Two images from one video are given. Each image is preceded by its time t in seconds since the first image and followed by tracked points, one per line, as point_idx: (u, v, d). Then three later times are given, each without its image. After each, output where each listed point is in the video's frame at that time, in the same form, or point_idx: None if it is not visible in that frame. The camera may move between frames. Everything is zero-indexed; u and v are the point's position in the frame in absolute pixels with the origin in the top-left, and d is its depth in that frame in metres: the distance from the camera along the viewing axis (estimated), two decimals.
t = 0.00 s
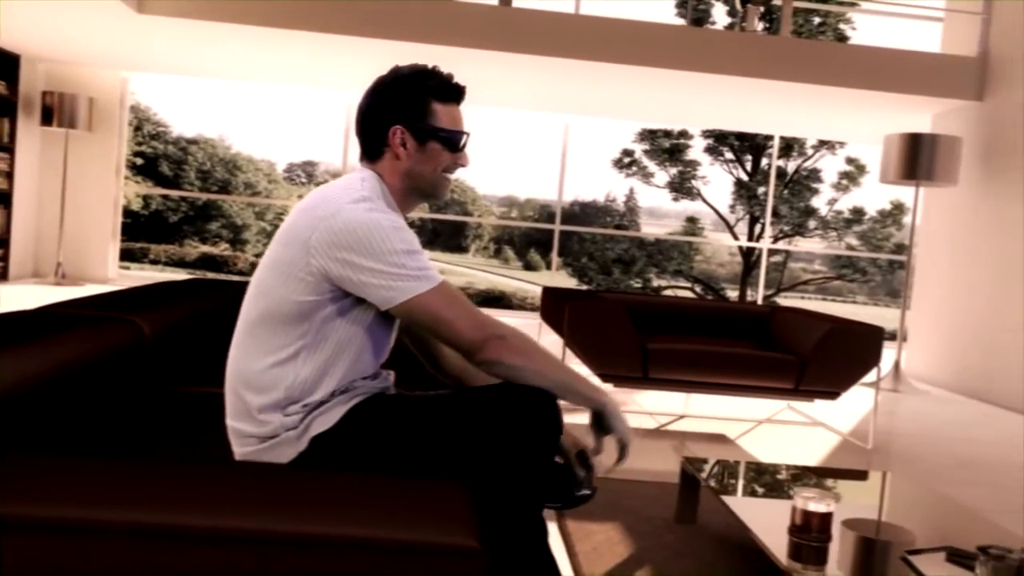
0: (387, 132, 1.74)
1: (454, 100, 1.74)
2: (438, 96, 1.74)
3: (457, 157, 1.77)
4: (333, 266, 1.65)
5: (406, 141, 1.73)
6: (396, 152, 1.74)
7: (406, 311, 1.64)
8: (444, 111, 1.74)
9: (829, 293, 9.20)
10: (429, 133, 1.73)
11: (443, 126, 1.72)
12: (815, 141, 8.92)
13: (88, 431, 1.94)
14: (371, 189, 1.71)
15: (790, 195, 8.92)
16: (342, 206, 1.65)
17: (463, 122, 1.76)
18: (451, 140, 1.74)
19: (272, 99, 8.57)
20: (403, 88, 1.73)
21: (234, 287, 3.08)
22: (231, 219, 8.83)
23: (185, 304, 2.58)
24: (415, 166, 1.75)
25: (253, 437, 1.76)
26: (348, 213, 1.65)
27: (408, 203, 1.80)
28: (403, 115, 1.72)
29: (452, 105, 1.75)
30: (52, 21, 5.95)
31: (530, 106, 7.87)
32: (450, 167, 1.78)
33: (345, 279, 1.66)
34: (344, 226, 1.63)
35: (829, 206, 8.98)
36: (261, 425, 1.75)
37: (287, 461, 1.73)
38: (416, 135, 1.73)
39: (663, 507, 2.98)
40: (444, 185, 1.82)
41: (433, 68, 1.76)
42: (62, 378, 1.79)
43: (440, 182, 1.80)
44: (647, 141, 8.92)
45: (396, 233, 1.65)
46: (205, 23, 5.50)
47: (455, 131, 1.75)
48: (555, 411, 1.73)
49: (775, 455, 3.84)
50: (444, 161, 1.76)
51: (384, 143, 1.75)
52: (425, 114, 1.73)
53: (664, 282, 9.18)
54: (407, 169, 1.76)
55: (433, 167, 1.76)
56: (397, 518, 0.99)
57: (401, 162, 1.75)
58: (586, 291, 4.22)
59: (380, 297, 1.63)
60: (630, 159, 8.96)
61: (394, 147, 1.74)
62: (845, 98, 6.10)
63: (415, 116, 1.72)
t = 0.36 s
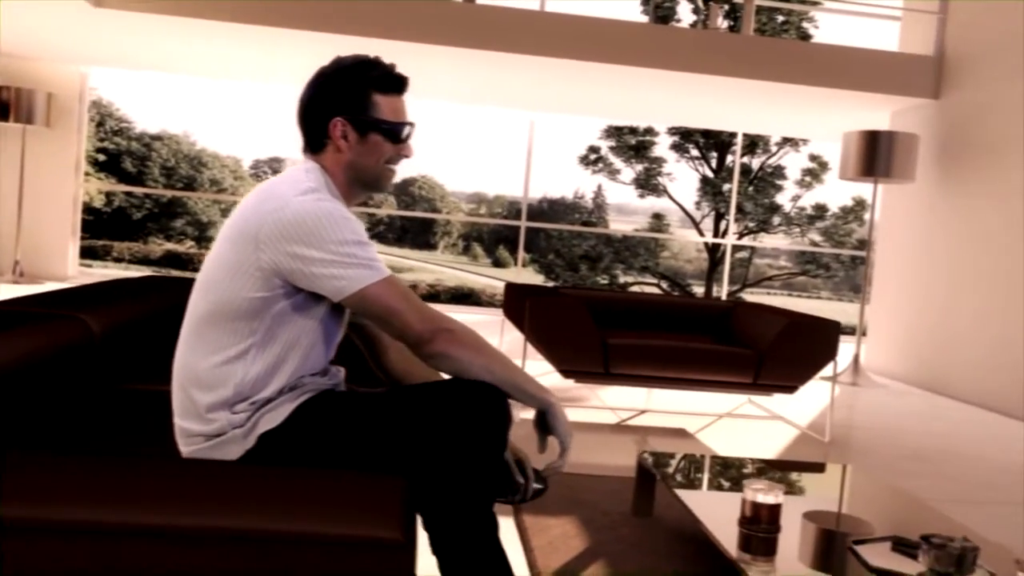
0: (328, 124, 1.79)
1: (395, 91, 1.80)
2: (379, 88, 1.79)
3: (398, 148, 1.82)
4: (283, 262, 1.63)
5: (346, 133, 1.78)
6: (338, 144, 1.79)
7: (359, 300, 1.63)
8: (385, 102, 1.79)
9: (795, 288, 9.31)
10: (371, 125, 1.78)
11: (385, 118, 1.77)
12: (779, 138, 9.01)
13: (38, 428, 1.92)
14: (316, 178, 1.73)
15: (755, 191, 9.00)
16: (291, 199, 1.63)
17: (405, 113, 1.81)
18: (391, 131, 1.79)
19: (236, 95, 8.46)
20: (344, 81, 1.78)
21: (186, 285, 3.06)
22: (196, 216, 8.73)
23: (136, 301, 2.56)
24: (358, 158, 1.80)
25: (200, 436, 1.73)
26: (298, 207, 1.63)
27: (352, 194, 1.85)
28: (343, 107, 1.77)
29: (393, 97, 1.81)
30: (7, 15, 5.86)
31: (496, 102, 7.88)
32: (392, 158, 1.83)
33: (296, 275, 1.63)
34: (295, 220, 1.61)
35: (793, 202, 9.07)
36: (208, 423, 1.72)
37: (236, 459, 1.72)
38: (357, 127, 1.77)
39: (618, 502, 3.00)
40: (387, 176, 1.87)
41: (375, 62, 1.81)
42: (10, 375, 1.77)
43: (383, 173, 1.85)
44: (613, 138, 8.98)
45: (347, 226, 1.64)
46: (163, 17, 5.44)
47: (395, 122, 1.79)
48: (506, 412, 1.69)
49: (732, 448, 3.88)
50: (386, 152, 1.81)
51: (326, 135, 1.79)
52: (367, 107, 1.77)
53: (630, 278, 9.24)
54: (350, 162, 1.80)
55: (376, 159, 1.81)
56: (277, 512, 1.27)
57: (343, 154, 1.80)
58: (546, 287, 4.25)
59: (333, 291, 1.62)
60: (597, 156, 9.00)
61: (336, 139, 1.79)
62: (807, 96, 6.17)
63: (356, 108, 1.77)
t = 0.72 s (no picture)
0: (265, 116, 1.85)
1: (333, 83, 1.86)
2: (316, 79, 1.86)
3: (335, 139, 1.89)
4: (219, 255, 1.66)
5: (283, 124, 1.85)
6: (276, 136, 1.86)
7: (296, 293, 1.67)
8: (323, 91, 1.86)
9: (762, 284, 9.40)
10: (308, 117, 1.84)
11: (322, 109, 1.84)
12: (745, 135, 9.09)
13: None
14: (252, 172, 1.79)
15: (721, 188, 9.07)
16: (226, 193, 1.68)
17: (341, 104, 1.88)
18: (328, 122, 1.86)
19: (201, 91, 8.39)
20: (282, 72, 1.84)
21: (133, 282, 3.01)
22: (161, 214, 8.61)
23: (83, 299, 2.50)
24: (295, 150, 1.87)
25: (143, 432, 1.75)
26: (232, 200, 1.67)
27: (291, 185, 1.92)
28: (280, 99, 1.83)
29: (330, 89, 1.87)
30: None
31: (463, 99, 7.88)
32: (329, 150, 1.90)
33: (232, 268, 1.67)
34: (229, 214, 1.66)
35: (757, 199, 9.15)
36: (151, 420, 1.73)
37: (180, 455, 1.73)
38: (295, 119, 1.84)
39: (576, 496, 3.02)
40: (325, 168, 1.94)
41: (312, 54, 1.88)
42: None
43: (321, 165, 1.92)
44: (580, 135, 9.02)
45: (283, 218, 1.69)
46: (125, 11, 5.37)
47: (332, 112, 1.86)
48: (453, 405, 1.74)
49: (693, 442, 3.92)
50: (323, 143, 1.88)
51: (263, 128, 1.86)
52: (304, 99, 1.84)
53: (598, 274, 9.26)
54: (288, 154, 1.87)
55: (314, 151, 1.88)
56: (231, 509, 1.22)
57: (281, 146, 1.86)
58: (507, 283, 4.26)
59: (270, 283, 1.65)
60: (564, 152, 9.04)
61: (273, 131, 1.85)
62: (771, 93, 6.21)
63: (292, 99, 1.83)
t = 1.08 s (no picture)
0: (215, 111, 1.83)
1: (284, 79, 1.85)
2: (268, 75, 1.84)
3: (285, 136, 1.88)
4: (164, 251, 1.65)
5: (233, 120, 1.83)
6: (226, 132, 1.84)
7: (242, 289, 1.65)
8: (274, 88, 1.85)
9: (727, 282, 9.46)
10: (259, 113, 1.83)
11: (273, 106, 1.82)
12: (709, 134, 9.16)
13: None
14: (200, 167, 1.77)
15: (685, 186, 9.14)
16: (172, 188, 1.66)
17: (293, 101, 1.87)
18: (279, 118, 1.84)
19: (164, 88, 8.30)
20: (233, 67, 1.83)
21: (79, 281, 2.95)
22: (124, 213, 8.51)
23: (25, 297, 2.45)
24: (245, 145, 1.85)
25: (87, 428, 1.74)
26: (178, 194, 1.65)
27: (240, 181, 1.90)
28: (231, 94, 1.81)
29: (282, 85, 1.86)
30: None
31: (428, 96, 7.89)
32: (279, 147, 1.89)
33: (177, 263, 1.65)
34: (174, 208, 1.64)
35: (722, 197, 9.25)
36: (95, 416, 1.72)
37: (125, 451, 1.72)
38: (245, 115, 1.82)
39: (533, 492, 3.03)
40: (275, 165, 1.92)
41: (264, 50, 1.86)
42: None
43: (271, 162, 1.91)
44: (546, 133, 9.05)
45: (230, 213, 1.67)
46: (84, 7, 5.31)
47: (283, 109, 1.85)
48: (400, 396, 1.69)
49: (653, 437, 3.95)
50: (273, 140, 1.86)
51: (213, 122, 1.84)
52: (255, 94, 1.82)
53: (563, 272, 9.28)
54: (237, 149, 1.85)
55: (264, 147, 1.87)
56: (165, 499, 1.21)
57: (231, 142, 1.84)
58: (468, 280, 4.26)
59: (216, 279, 1.64)
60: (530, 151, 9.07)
61: (223, 126, 1.83)
62: (733, 92, 6.28)
63: (243, 94, 1.82)
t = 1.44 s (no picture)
0: (158, 106, 1.80)
1: (229, 75, 1.82)
2: (212, 71, 1.81)
3: (230, 132, 1.85)
4: (104, 246, 1.63)
5: (176, 115, 1.80)
6: (169, 127, 1.81)
7: (184, 286, 1.63)
8: (219, 83, 1.82)
9: (693, 278, 9.52)
10: (202, 108, 1.80)
11: (217, 101, 1.79)
12: (673, 131, 9.22)
13: None
14: (140, 163, 1.73)
15: (650, 182, 9.19)
16: (111, 183, 1.64)
17: (238, 97, 1.84)
18: (223, 114, 1.82)
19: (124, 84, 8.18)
20: (177, 62, 1.79)
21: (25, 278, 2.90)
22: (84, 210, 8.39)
23: None
24: (189, 141, 1.82)
25: (27, 428, 1.70)
26: (118, 189, 1.63)
27: (184, 178, 1.87)
28: (174, 89, 1.78)
29: (227, 81, 1.84)
30: None
31: (392, 93, 7.86)
32: (224, 144, 1.86)
33: (117, 259, 1.63)
34: (113, 204, 1.62)
35: (686, 193, 9.32)
36: (36, 415, 1.68)
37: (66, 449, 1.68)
38: (188, 110, 1.79)
39: (490, 487, 3.03)
40: (220, 162, 1.89)
41: (209, 45, 1.83)
42: None
43: (216, 158, 1.88)
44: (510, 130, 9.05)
45: (172, 209, 1.65)
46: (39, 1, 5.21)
47: (228, 105, 1.82)
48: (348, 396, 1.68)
49: (613, 432, 3.98)
50: (218, 136, 1.84)
51: (156, 118, 1.80)
52: (199, 90, 1.79)
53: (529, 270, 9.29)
54: (181, 145, 1.82)
55: (209, 143, 1.84)
56: (95, 497, 1.20)
57: (174, 138, 1.81)
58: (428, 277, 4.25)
59: (157, 275, 1.61)
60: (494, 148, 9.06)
61: (166, 122, 1.80)
62: (695, 90, 6.33)
63: (187, 90, 1.79)
